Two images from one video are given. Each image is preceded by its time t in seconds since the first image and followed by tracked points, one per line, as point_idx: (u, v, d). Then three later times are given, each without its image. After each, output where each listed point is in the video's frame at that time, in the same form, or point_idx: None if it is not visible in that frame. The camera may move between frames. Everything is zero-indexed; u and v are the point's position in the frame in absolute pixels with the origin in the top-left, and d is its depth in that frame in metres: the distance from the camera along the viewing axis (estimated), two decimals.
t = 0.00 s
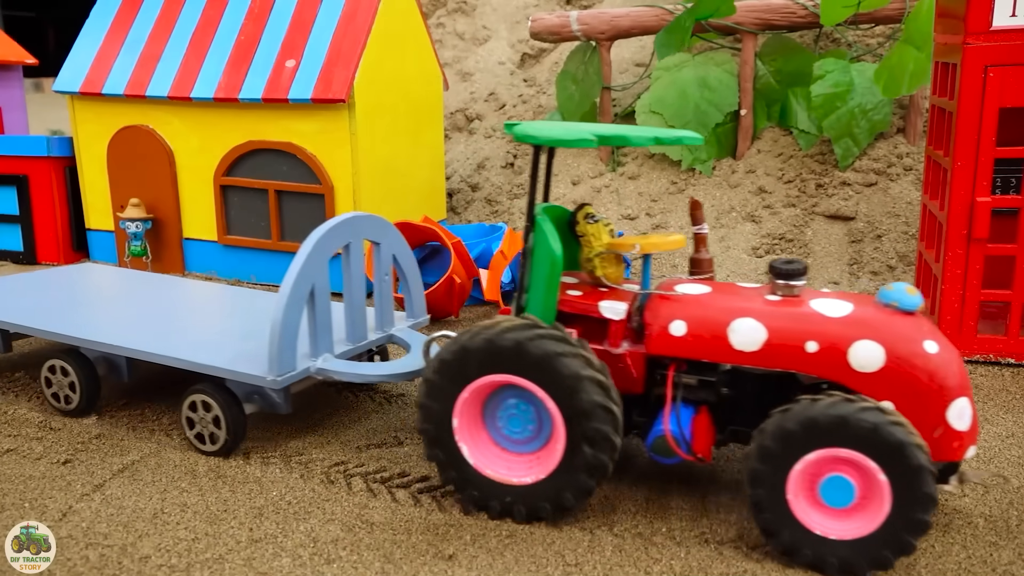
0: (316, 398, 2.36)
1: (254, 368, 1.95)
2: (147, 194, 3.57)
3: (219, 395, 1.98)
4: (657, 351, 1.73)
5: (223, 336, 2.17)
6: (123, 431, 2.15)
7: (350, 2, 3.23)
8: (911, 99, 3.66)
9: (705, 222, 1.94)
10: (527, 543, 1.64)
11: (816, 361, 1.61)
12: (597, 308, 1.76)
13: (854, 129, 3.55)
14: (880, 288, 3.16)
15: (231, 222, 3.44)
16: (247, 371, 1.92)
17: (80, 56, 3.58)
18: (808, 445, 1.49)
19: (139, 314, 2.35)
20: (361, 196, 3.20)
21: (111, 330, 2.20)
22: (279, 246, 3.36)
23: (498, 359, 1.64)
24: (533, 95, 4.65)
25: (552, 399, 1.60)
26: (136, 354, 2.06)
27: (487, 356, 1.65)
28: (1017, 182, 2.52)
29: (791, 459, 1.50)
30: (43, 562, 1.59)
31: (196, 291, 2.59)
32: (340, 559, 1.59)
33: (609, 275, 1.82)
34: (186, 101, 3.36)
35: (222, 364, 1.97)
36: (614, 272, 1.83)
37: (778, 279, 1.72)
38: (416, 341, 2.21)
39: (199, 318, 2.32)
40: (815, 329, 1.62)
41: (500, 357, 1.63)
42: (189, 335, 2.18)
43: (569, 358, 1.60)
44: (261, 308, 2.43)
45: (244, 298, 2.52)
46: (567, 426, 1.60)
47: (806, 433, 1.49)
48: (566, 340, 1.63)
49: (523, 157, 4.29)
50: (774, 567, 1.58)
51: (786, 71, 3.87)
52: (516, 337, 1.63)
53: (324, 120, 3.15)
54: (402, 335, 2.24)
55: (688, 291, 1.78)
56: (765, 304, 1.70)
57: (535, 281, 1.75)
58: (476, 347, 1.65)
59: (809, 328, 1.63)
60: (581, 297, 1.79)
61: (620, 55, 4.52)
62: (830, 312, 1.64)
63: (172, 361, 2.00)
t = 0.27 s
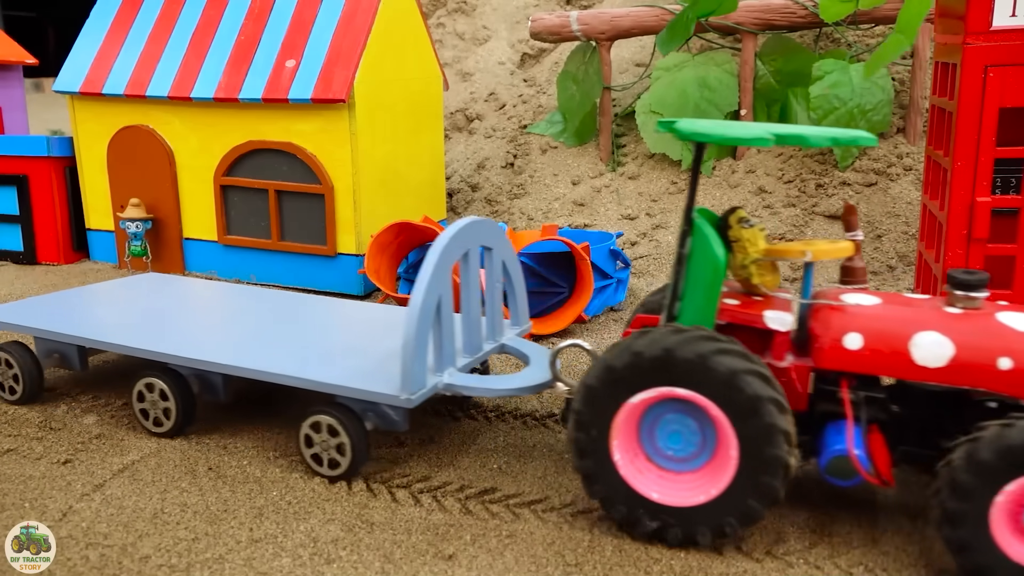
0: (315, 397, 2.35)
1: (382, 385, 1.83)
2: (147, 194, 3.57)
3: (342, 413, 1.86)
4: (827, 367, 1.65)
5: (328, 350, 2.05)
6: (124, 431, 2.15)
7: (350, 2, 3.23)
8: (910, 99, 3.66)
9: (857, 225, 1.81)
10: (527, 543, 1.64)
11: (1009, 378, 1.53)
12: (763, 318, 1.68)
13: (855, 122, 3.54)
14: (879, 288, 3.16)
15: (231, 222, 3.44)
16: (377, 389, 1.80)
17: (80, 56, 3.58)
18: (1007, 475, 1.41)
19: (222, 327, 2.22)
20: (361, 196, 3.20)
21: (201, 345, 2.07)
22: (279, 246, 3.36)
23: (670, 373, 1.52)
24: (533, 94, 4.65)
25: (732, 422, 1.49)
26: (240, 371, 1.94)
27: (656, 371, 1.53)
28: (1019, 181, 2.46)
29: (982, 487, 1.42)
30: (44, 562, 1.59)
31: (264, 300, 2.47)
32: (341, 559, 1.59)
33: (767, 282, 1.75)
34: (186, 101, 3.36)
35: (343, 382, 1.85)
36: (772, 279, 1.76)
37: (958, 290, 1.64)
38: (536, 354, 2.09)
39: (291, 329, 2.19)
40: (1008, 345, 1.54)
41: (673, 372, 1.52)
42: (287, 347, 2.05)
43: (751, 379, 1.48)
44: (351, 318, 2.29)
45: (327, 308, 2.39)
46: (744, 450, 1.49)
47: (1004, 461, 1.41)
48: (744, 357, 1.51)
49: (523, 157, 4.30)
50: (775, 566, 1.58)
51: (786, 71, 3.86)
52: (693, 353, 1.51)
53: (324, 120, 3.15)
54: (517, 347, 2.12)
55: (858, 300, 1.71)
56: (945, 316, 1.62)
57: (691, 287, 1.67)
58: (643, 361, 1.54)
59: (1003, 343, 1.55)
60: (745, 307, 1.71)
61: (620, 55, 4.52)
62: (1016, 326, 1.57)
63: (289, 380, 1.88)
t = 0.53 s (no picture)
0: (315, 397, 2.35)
1: (528, 404, 1.73)
2: (147, 194, 3.57)
3: (478, 433, 1.75)
4: None
5: (449, 366, 1.96)
6: (123, 431, 2.15)
7: (350, 3, 3.23)
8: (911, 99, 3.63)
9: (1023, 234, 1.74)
10: (527, 543, 1.64)
11: None
12: (955, 336, 1.61)
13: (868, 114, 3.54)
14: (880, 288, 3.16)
15: (231, 222, 3.44)
16: (525, 410, 1.69)
17: (79, 56, 3.58)
18: None
19: (319, 343, 2.12)
20: (361, 195, 3.19)
21: (311, 362, 1.97)
22: (279, 245, 3.36)
23: (844, 394, 1.48)
24: (533, 94, 4.65)
25: (921, 429, 1.45)
26: (363, 390, 1.83)
27: (835, 394, 1.48)
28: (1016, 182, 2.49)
29: None
30: (44, 562, 1.59)
31: (347, 313, 2.38)
32: (340, 558, 1.59)
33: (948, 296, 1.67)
34: (186, 101, 3.36)
35: (479, 401, 1.74)
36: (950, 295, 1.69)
37: None
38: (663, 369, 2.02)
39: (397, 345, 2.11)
40: None
41: (853, 393, 1.47)
42: (404, 364, 1.96)
43: (933, 381, 1.45)
44: (452, 334, 2.23)
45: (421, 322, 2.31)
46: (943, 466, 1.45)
47: None
48: (920, 361, 1.49)
49: (523, 157, 4.30)
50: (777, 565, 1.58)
51: (786, 70, 3.86)
52: (866, 367, 1.47)
53: (323, 119, 3.15)
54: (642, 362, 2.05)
55: None
56: None
57: (871, 301, 1.61)
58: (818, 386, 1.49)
59: None
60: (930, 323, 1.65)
61: (620, 55, 4.52)
62: None
63: (421, 400, 1.77)
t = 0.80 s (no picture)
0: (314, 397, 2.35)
1: (557, 409, 1.70)
2: (147, 194, 3.57)
3: (502, 436, 1.73)
4: None
5: (475, 369, 1.93)
6: (124, 431, 2.15)
7: (349, 3, 3.22)
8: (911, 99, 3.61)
9: None
10: (527, 543, 1.64)
11: None
12: (991, 337, 1.59)
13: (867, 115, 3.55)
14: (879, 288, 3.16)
15: (231, 222, 3.44)
16: (555, 415, 1.66)
17: (80, 56, 3.58)
18: None
19: (343, 345, 2.10)
20: (361, 195, 3.19)
21: (334, 366, 1.95)
22: (279, 246, 3.36)
23: (882, 397, 1.45)
24: (533, 95, 4.65)
25: (961, 432, 1.42)
26: (387, 395, 1.80)
27: (870, 398, 1.45)
28: (1017, 183, 2.25)
29: None
30: (44, 562, 1.59)
31: (358, 316, 2.36)
32: (340, 558, 1.59)
33: (982, 297, 1.64)
34: (186, 101, 3.36)
35: (503, 404, 1.72)
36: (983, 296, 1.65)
37: None
38: (698, 371, 1.96)
39: (422, 347, 2.08)
40: None
41: (889, 396, 1.44)
42: (430, 367, 1.94)
43: (973, 383, 1.42)
44: (477, 335, 2.20)
45: (445, 324, 2.28)
46: (974, 472, 1.43)
47: None
48: (958, 363, 1.46)
49: (523, 157, 4.30)
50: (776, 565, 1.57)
51: (786, 70, 3.86)
52: (903, 370, 1.44)
53: (323, 120, 3.15)
54: (676, 364, 2.01)
55: None
56: None
57: (908, 305, 1.58)
58: (855, 390, 1.46)
59: None
60: (964, 326, 1.62)
61: (620, 55, 4.52)
62: None
63: (449, 405, 1.74)
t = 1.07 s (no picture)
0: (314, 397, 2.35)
1: (557, 409, 1.70)
2: (147, 194, 3.57)
3: (502, 437, 1.73)
4: None
5: (475, 369, 1.93)
6: (124, 431, 2.15)
7: (349, 3, 3.22)
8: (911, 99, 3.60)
9: None
10: (527, 543, 1.64)
11: None
12: (991, 338, 1.59)
13: (868, 115, 3.54)
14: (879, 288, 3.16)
15: (231, 222, 3.44)
16: (555, 415, 1.66)
17: (80, 56, 3.58)
18: None
19: (344, 345, 2.10)
20: (361, 195, 3.19)
21: (334, 366, 1.94)
22: (279, 246, 3.36)
23: (882, 397, 1.45)
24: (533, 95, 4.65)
25: (961, 432, 1.42)
26: (388, 395, 1.80)
27: (870, 399, 1.45)
28: (1017, 184, 2.21)
29: None
30: (44, 562, 1.58)
31: (357, 316, 2.36)
32: (340, 558, 1.59)
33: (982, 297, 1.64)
34: (186, 101, 3.36)
35: (503, 404, 1.72)
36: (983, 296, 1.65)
37: None
38: (699, 371, 1.96)
39: (423, 347, 2.08)
40: None
41: (889, 396, 1.44)
42: (430, 367, 1.94)
43: (973, 383, 1.42)
44: (478, 335, 2.19)
45: (445, 324, 2.28)
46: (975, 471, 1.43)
47: None
48: (958, 363, 1.46)
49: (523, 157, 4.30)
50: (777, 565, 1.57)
51: (786, 70, 3.85)
52: (903, 370, 1.44)
53: (323, 120, 3.14)
54: (676, 365, 2.01)
55: None
56: None
57: (908, 306, 1.58)
58: (854, 390, 1.46)
59: None
60: (964, 326, 1.62)
61: (620, 55, 4.52)
62: None
63: (450, 405, 1.74)
